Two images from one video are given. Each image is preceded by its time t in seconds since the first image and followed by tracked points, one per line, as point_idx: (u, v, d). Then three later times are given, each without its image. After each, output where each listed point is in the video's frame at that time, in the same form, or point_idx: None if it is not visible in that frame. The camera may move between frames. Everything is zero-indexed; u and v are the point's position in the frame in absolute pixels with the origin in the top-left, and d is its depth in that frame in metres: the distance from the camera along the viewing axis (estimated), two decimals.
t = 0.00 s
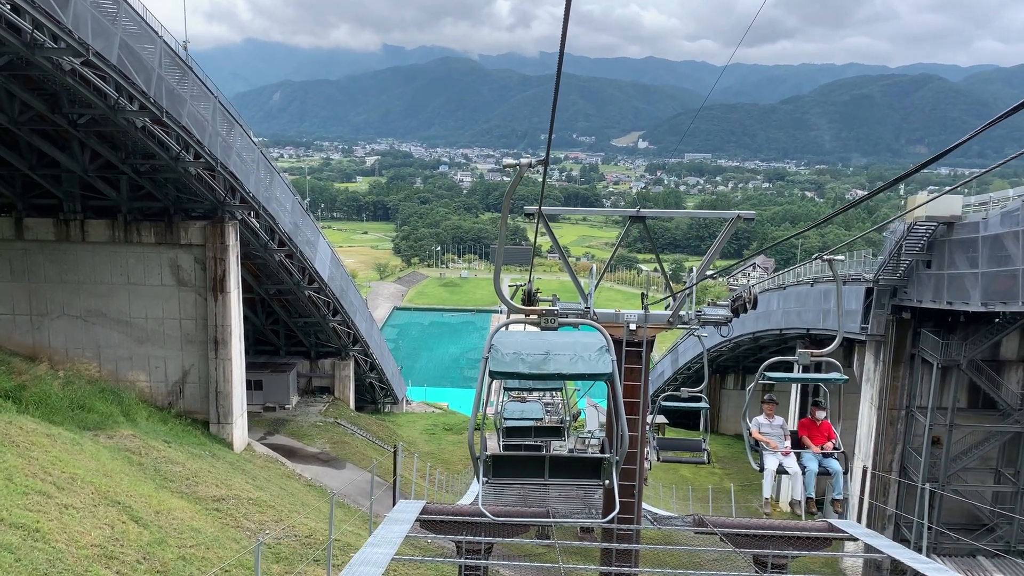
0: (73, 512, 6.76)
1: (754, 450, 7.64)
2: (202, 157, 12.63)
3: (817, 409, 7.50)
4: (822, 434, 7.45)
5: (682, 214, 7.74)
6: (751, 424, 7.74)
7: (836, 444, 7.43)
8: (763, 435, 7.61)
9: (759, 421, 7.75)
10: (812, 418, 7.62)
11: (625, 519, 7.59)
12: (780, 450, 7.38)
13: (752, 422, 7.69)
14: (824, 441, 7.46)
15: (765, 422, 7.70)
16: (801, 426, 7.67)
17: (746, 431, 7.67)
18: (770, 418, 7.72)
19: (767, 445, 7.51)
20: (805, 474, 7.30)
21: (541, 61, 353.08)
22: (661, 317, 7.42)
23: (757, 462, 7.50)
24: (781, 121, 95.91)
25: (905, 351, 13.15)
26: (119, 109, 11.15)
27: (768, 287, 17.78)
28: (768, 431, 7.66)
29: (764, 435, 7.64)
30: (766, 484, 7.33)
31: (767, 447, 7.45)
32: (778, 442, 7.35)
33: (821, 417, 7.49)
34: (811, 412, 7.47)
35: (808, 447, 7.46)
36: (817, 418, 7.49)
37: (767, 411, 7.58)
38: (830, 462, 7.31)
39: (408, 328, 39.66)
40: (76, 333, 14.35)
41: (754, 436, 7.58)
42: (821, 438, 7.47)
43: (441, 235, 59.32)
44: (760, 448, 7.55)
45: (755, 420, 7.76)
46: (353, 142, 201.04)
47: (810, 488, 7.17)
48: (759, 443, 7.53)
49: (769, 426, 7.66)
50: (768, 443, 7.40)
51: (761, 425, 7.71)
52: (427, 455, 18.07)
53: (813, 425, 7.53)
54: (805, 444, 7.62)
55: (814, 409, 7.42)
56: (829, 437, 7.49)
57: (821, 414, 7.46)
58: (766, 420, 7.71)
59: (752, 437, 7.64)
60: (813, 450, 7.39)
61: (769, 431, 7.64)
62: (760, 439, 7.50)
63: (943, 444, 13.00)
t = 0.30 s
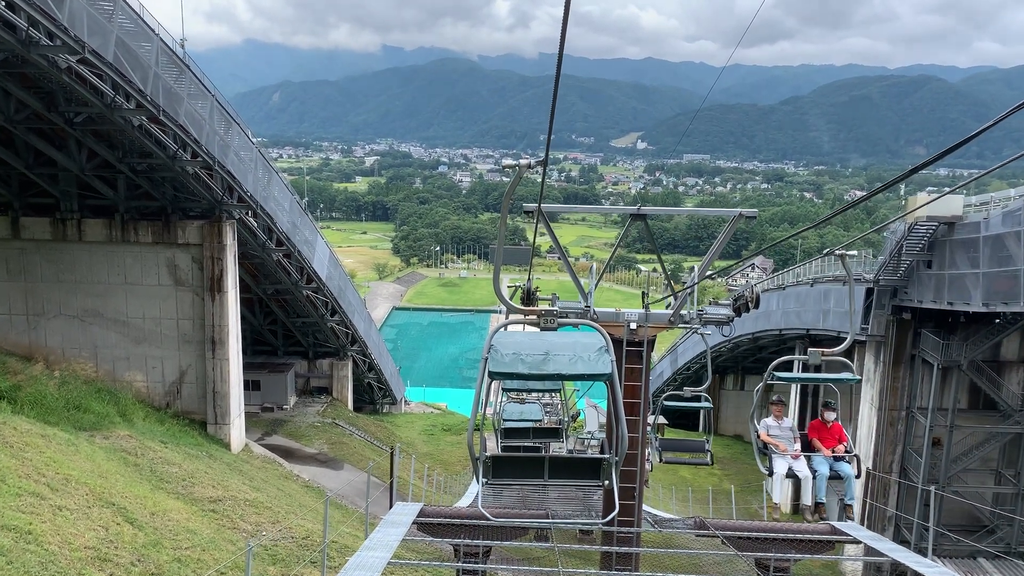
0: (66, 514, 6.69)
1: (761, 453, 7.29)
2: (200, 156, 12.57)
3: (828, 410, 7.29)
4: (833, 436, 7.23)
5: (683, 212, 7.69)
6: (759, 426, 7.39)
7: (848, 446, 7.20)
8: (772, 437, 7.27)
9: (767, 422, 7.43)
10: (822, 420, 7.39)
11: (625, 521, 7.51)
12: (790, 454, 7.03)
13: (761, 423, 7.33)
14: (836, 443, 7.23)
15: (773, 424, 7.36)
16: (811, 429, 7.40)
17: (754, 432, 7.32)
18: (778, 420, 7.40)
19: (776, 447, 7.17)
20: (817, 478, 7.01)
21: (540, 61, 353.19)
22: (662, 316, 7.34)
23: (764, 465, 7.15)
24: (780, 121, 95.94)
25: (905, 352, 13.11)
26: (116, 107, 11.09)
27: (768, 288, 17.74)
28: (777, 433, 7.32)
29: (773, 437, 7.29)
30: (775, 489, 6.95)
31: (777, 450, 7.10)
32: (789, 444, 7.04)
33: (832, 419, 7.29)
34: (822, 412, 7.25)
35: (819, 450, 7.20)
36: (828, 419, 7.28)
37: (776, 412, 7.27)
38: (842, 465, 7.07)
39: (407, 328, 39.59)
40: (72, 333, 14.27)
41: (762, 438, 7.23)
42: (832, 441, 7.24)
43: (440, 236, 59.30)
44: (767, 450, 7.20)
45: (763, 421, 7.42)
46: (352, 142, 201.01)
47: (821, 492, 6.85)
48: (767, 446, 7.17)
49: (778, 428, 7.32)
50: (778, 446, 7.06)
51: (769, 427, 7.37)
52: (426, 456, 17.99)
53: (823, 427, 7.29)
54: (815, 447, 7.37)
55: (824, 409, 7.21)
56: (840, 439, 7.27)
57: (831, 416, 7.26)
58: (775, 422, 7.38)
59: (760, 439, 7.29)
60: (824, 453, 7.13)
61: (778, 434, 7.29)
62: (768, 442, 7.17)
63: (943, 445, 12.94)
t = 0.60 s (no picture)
0: (58, 517, 6.59)
1: (770, 455, 6.89)
2: (195, 156, 12.49)
3: (840, 411, 6.92)
4: (846, 439, 6.87)
5: (684, 210, 7.65)
6: (769, 428, 6.97)
7: (861, 449, 6.85)
8: (782, 440, 6.85)
9: (776, 424, 7.01)
10: (833, 421, 7.03)
11: (625, 524, 7.40)
12: (801, 457, 6.66)
13: (771, 424, 6.90)
14: (848, 446, 6.87)
15: (784, 426, 6.94)
16: (822, 430, 7.05)
17: (763, 434, 6.89)
18: (788, 422, 6.99)
19: (786, 450, 6.77)
20: (828, 482, 6.65)
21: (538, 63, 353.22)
22: (663, 316, 7.27)
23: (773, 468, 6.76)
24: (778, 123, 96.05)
25: (906, 353, 13.04)
26: (110, 106, 11.02)
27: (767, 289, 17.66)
28: (787, 435, 6.91)
29: (783, 439, 6.88)
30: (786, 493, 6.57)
31: (787, 453, 6.71)
32: (801, 447, 6.65)
33: (844, 420, 6.93)
34: (834, 414, 6.87)
35: (831, 453, 6.84)
36: (840, 421, 6.92)
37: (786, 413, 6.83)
38: (855, 469, 6.73)
39: (405, 329, 39.52)
40: (67, 334, 14.16)
41: (772, 441, 6.81)
42: (845, 443, 6.89)
43: (438, 237, 59.25)
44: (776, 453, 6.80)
45: (773, 423, 7.00)
46: (350, 143, 200.96)
47: (834, 497, 6.52)
48: (777, 448, 6.77)
49: (788, 430, 6.90)
50: (790, 449, 6.66)
51: (779, 429, 6.96)
52: (424, 458, 17.91)
53: (835, 429, 6.94)
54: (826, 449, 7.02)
55: (836, 410, 6.85)
56: (853, 442, 6.91)
57: (843, 417, 6.91)
58: (784, 423, 6.97)
59: (769, 441, 6.87)
60: (836, 456, 6.78)
61: (789, 435, 6.89)
62: (779, 444, 6.76)
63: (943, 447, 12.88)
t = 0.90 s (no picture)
0: (52, 521, 6.52)
1: (780, 458, 6.25)
2: (192, 157, 12.43)
3: (855, 408, 6.22)
4: (860, 439, 6.15)
5: (686, 208, 7.62)
6: (778, 427, 6.34)
7: (878, 450, 6.13)
8: (793, 442, 6.22)
9: (787, 424, 6.37)
10: (846, 421, 6.32)
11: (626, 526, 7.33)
12: (814, 459, 5.99)
13: (781, 425, 6.27)
14: (863, 447, 6.14)
15: (795, 426, 6.32)
16: (835, 431, 6.35)
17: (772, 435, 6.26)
18: (799, 422, 6.35)
19: (799, 452, 6.14)
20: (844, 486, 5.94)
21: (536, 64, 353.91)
22: (665, 314, 7.21)
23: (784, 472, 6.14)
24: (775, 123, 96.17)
25: (906, 352, 12.98)
26: (106, 107, 10.96)
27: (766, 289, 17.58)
28: (799, 436, 6.26)
29: (794, 440, 6.24)
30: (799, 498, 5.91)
31: (799, 455, 6.08)
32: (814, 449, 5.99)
33: (859, 419, 6.18)
34: (848, 412, 6.17)
35: (846, 455, 6.15)
36: (855, 419, 6.19)
37: (798, 413, 6.24)
38: (871, 471, 6.01)
39: (404, 331, 39.45)
40: (63, 337, 14.07)
41: (782, 442, 6.18)
42: (859, 443, 6.16)
43: (436, 238, 59.19)
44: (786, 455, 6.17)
45: (783, 423, 6.36)
46: (348, 145, 200.90)
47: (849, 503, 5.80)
48: (788, 450, 6.14)
49: (800, 430, 6.27)
50: (802, 450, 6.04)
51: (791, 430, 6.31)
52: (422, 460, 17.80)
53: (849, 429, 6.22)
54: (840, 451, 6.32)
55: (849, 408, 6.15)
56: (869, 442, 6.18)
57: (857, 415, 6.17)
58: (796, 424, 6.32)
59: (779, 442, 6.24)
60: (850, 458, 6.07)
61: (800, 437, 6.23)
62: (790, 445, 6.13)
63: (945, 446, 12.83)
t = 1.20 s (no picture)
0: (45, 526, 6.43)
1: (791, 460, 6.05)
2: (187, 157, 12.35)
3: (869, 409, 6.08)
4: (876, 440, 6.02)
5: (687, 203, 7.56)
6: (790, 429, 6.17)
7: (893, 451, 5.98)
8: (806, 443, 6.04)
9: (799, 426, 6.19)
10: (861, 422, 6.19)
11: (627, 527, 7.19)
12: (828, 460, 5.78)
13: (791, 425, 6.12)
14: (879, 448, 6.00)
15: (806, 427, 6.14)
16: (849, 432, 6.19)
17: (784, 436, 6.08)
18: (811, 423, 6.19)
19: (811, 454, 5.94)
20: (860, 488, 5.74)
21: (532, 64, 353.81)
22: (666, 312, 7.17)
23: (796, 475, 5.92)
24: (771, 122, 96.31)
25: (906, 350, 12.93)
26: (99, 107, 10.89)
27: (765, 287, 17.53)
28: (811, 438, 6.07)
29: (806, 442, 6.07)
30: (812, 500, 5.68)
31: (812, 455, 5.87)
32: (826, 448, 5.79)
33: (873, 419, 6.06)
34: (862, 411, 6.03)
35: (860, 456, 5.97)
36: (869, 419, 6.06)
37: (809, 413, 6.10)
38: (888, 473, 5.83)
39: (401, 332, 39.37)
40: (58, 339, 13.97)
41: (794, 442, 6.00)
42: (875, 445, 6.02)
43: (433, 239, 59.03)
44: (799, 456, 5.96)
45: (795, 424, 6.18)
46: (345, 146, 200.50)
47: (865, 504, 5.57)
48: (800, 450, 5.96)
49: (812, 431, 6.09)
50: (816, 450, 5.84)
51: (803, 431, 6.14)
52: (421, 461, 17.72)
53: (863, 429, 6.06)
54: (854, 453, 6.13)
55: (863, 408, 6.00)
56: (884, 444, 6.06)
57: (872, 415, 6.05)
58: (807, 424, 6.16)
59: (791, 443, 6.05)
60: (865, 459, 5.89)
61: (813, 438, 6.05)
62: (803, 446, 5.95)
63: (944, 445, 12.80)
